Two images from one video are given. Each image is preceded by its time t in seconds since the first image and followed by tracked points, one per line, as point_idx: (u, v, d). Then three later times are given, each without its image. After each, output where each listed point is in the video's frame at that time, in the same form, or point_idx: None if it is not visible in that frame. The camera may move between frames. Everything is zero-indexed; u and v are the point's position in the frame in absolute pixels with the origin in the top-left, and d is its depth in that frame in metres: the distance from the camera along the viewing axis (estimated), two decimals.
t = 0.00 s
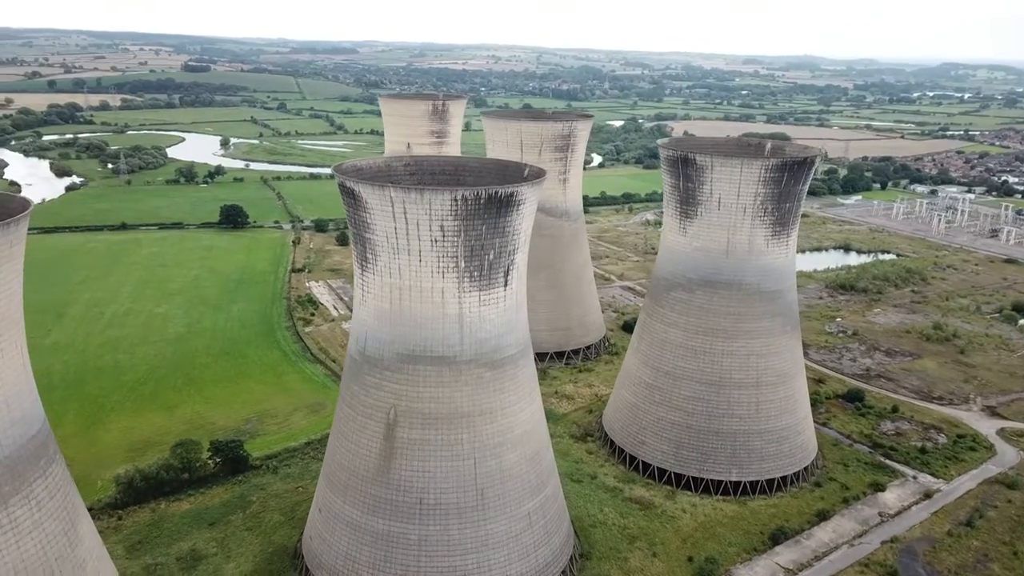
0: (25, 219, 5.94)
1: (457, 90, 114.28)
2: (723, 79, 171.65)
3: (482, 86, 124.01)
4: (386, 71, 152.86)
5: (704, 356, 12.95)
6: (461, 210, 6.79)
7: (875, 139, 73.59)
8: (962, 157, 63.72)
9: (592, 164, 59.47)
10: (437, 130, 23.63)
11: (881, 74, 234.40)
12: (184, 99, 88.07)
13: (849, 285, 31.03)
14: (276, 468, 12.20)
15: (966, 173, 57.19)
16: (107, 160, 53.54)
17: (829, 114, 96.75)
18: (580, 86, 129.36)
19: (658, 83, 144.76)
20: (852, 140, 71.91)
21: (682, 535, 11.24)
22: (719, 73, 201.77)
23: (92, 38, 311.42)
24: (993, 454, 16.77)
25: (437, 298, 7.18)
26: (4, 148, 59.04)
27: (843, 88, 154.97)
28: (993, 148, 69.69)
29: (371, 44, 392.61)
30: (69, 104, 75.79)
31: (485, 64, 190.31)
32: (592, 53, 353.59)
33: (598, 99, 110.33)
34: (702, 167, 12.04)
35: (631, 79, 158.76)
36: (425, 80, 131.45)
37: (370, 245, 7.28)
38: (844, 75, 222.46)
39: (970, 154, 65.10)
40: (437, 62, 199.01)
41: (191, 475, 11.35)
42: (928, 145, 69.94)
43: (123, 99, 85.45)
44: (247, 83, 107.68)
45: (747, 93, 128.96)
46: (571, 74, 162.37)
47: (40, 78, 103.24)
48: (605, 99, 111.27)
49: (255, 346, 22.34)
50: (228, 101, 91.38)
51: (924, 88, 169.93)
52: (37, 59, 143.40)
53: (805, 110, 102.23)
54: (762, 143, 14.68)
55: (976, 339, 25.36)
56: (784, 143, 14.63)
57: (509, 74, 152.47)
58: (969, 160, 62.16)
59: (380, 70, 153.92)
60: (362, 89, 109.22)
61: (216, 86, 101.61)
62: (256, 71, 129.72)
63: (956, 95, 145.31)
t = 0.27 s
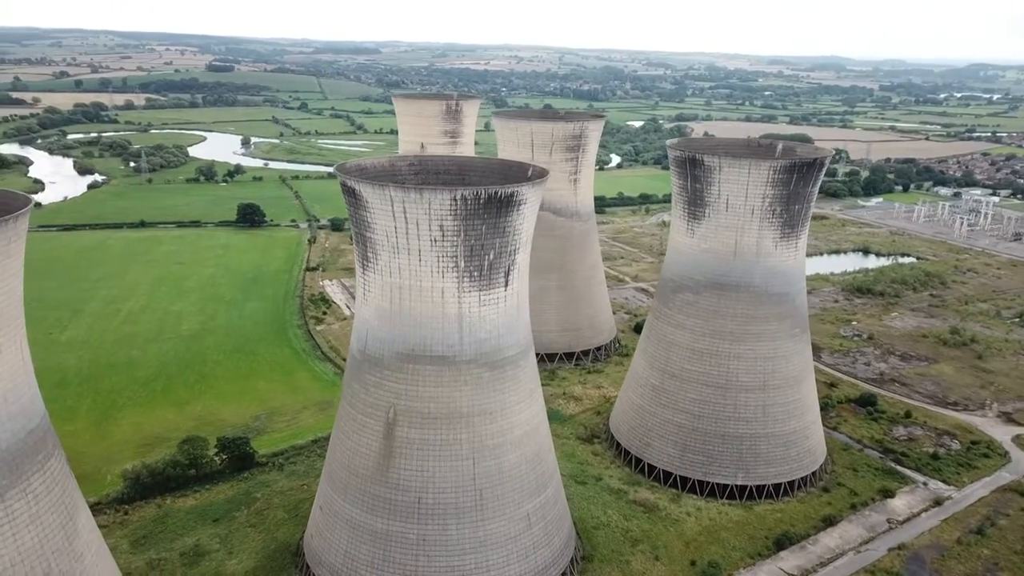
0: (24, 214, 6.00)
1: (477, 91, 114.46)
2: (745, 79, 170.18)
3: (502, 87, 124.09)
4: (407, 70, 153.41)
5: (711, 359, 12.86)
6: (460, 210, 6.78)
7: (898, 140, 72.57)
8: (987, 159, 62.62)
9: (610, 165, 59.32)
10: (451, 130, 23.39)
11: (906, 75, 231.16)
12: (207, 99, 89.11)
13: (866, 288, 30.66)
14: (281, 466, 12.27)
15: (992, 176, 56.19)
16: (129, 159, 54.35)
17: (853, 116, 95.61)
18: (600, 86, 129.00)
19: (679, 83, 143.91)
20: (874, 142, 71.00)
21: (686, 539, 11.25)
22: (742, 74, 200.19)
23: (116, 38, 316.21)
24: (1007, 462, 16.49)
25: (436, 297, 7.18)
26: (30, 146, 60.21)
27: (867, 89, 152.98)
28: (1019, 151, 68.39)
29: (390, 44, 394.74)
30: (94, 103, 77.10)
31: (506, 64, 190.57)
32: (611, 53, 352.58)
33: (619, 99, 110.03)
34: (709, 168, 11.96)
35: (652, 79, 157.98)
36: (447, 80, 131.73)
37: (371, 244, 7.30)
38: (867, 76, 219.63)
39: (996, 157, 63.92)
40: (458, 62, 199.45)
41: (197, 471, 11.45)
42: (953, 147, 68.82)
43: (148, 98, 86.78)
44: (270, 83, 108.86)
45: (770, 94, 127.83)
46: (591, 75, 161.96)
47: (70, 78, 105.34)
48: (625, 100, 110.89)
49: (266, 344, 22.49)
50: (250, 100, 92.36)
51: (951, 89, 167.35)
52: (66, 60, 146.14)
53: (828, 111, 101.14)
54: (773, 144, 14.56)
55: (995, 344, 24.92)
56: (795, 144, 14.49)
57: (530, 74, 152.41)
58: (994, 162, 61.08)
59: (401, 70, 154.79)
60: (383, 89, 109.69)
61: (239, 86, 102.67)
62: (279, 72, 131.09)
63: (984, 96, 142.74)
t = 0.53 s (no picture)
0: (25, 211, 6.07)
1: (497, 91, 114.55)
2: (767, 80, 168.80)
3: (522, 87, 124.09)
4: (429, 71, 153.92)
5: (717, 361, 12.77)
6: (459, 210, 6.78)
7: (921, 142, 71.56)
8: (1013, 162, 61.52)
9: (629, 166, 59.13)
10: (464, 130, 23.20)
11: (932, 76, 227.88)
12: (229, 99, 90.06)
13: (882, 291, 30.31)
14: (287, 464, 12.32)
15: (1017, 178, 55.19)
16: (150, 158, 55.12)
17: (876, 117, 94.45)
18: (621, 87, 128.60)
19: (700, 84, 143.06)
20: (897, 144, 70.08)
21: (689, 542, 11.25)
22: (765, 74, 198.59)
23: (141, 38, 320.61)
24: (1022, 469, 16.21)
25: (435, 297, 7.19)
26: (55, 145, 61.25)
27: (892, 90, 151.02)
28: None
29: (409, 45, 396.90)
30: (119, 103, 78.28)
31: (527, 65, 190.76)
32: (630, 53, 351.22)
33: (639, 100, 109.66)
34: (716, 168, 11.88)
35: (673, 80, 157.17)
36: (467, 80, 131.96)
37: (371, 243, 7.32)
38: (896, 76, 216.58)
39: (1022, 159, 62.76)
40: (479, 62, 199.79)
41: (203, 468, 11.56)
42: (978, 149, 67.68)
43: (171, 98, 87.88)
44: (292, 83, 109.83)
45: (793, 95, 126.63)
46: (612, 75, 161.49)
47: (98, 78, 107.06)
48: (645, 100, 110.48)
49: (276, 343, 22.63)
50: (271, 100, 93.18)
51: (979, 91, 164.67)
52: (94, 60, 148.67)
53: (851, 112, 99.99)
54: (783, 145, 14.42)
55: (1014, 350, 24.50)
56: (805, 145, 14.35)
57: (550, 75, 152.33)
58: (1020, 165, 59.97)
59: (423, 70, 155.39)
60: (403, 89, 110.08)
61: (261, 86, 103.67)
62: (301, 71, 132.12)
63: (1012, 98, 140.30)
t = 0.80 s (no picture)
0: (26, 208, 6.16)
1: (519, 91, 114.53)
2: (791, 80, 167.10)
3: (544, 87, 123.94)
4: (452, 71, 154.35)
5: (724, 364, 12.68)
6: (459, 209, 6.78)
7: (947, 144, 70.42)
8: None
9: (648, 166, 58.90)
10: (477, 130, 22.99)
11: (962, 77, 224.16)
12: (252, 99, 90.97)
13: (901, 295, 29.91)
14: (293, 461, 12.39)
15: None
16: (172, 157, 55.89)
17: (902, 118, 93.12)
18: (643, 87, 128.03)
19: (723, 85, 142.02)
20: (922, 145, 69.05)
21: (692, 546, 11.29)
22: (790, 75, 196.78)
23: (166, 38, 324.85)
24: None
25: (435, 297, 7.21)
26: (81, 144, 62.27)
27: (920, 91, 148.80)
28: None
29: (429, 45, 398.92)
30: (143, 102, 79.39)
31: (598, 71, 190.53)
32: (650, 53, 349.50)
33: (661, 100, 109.11)
34: (724, 169, 11.80)
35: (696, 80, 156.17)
36: (489, 81, 132.06)
37: (372, 242, 7.35)
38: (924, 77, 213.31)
39: None
40: (501, 63, 199.91)
41: (210, 464, 11.66)
42: (1006, 151, 66.41)
43: (195, 98, 88.92)
44: (315, 83, 110.69)
45: (818, 96, 125.25)
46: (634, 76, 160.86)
47: (125, 77, 108.70)
48: (668, 101, 109.89)
49: (288, 341, 22.79)
50: (294, 100, 93.94)
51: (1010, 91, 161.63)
52: (126, 61, 151.08)
53: (877, 113, 98.65)
54: (794, 146, 14.29)
55: None
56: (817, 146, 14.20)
57: (572, 75, 152.06)
58: None
59: (445, 70, 155.83)
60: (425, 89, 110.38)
61: (284, 86, 104.61)
62: (325, 71, 133.09)
63: None
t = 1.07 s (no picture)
0: (24, 205, 6.21)
1: (539, 92, 114.52)
2: (815, 81, 165.57)
3: (565, 88, 123.97)
4: (473, 72, 154.67)
5: (730, 366, 12.59)
6: (457, 209, 6.78)
7: (972, 146, 69.30)
8: None
9: (666, 167, 58.66)
10: (490, 130, 22.76)
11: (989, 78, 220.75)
12: (274, 99, 91.79)
13: (918, 298, 29.53)
14: (298, 458, 12.44)
15: None
16: (192, 155, 56.55)
17: (927, 119, 91.82)
18: (665, 88, 127.57)
19: (746, 86, 141.08)
20: (946, 147, 68.03)
21: (694, 550, 11.27)
22: (814, 76, 195.17)
23: (188, 38, 328.57)
24: None
25: (434, 296, 7.22)
26: (104, 142, 63.26)
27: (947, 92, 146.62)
28: None
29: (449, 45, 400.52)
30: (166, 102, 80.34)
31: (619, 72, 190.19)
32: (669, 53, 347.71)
33: (682, 101, 108.58)
34: (731, 170, 11.71)
35: (717, 81, 155.23)
36: (510, 81, 132.23)
37: (371, 241, 7.37)
38: (951, 78, 210.22)
39: None
40: (523, 63, 200.30)
41: (216, 461, 11.76)
42: None
43: (217, 98, 89.81)
44: (335, 83, 111.40)
45: (842, 97, 123.92)
46: (655, 77, 160.36)
47: (150, 77, 110.12)
48: (689, 101, 109.32)
49: (298, 339, 22.93)
50: (314, 100, 94.60)
51: None
52: (152, 61, 153.15)
53: (901, 115, 97.38)
54: (804, 147, 14.15)
55: None
56: (827, 146, 14.05)
57: (593, 76, 151.91)
58: None
59: (465, 71, 156.18)
60: (445, 89, 110.71)
61: (305, 86, 105.45)
62: (346, 71, 133.90)
63: None
